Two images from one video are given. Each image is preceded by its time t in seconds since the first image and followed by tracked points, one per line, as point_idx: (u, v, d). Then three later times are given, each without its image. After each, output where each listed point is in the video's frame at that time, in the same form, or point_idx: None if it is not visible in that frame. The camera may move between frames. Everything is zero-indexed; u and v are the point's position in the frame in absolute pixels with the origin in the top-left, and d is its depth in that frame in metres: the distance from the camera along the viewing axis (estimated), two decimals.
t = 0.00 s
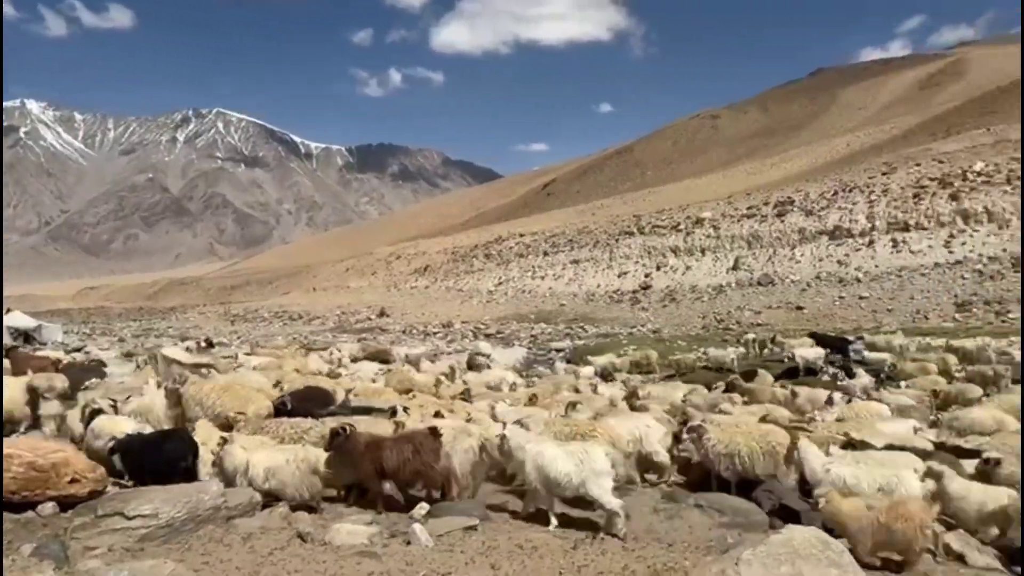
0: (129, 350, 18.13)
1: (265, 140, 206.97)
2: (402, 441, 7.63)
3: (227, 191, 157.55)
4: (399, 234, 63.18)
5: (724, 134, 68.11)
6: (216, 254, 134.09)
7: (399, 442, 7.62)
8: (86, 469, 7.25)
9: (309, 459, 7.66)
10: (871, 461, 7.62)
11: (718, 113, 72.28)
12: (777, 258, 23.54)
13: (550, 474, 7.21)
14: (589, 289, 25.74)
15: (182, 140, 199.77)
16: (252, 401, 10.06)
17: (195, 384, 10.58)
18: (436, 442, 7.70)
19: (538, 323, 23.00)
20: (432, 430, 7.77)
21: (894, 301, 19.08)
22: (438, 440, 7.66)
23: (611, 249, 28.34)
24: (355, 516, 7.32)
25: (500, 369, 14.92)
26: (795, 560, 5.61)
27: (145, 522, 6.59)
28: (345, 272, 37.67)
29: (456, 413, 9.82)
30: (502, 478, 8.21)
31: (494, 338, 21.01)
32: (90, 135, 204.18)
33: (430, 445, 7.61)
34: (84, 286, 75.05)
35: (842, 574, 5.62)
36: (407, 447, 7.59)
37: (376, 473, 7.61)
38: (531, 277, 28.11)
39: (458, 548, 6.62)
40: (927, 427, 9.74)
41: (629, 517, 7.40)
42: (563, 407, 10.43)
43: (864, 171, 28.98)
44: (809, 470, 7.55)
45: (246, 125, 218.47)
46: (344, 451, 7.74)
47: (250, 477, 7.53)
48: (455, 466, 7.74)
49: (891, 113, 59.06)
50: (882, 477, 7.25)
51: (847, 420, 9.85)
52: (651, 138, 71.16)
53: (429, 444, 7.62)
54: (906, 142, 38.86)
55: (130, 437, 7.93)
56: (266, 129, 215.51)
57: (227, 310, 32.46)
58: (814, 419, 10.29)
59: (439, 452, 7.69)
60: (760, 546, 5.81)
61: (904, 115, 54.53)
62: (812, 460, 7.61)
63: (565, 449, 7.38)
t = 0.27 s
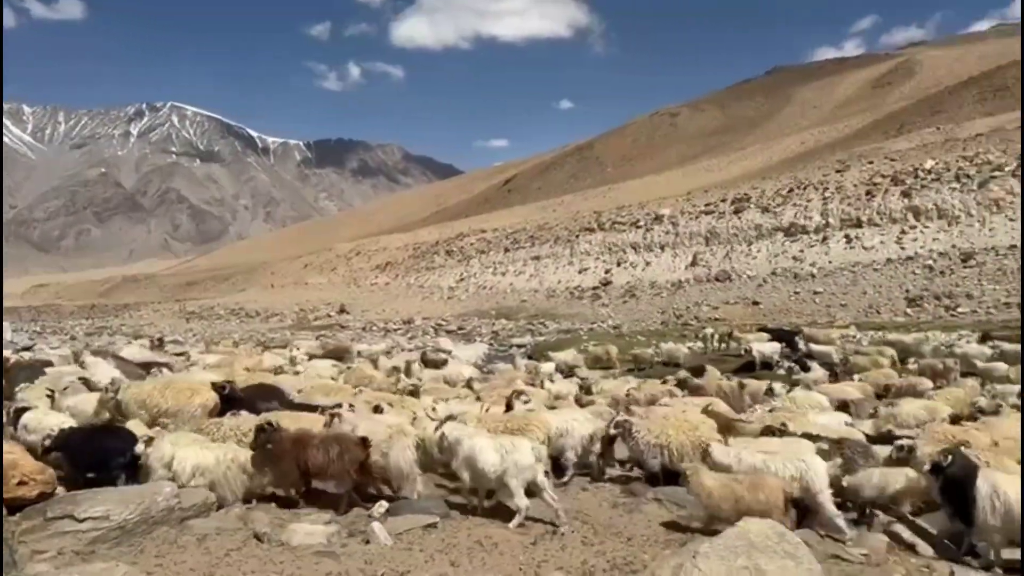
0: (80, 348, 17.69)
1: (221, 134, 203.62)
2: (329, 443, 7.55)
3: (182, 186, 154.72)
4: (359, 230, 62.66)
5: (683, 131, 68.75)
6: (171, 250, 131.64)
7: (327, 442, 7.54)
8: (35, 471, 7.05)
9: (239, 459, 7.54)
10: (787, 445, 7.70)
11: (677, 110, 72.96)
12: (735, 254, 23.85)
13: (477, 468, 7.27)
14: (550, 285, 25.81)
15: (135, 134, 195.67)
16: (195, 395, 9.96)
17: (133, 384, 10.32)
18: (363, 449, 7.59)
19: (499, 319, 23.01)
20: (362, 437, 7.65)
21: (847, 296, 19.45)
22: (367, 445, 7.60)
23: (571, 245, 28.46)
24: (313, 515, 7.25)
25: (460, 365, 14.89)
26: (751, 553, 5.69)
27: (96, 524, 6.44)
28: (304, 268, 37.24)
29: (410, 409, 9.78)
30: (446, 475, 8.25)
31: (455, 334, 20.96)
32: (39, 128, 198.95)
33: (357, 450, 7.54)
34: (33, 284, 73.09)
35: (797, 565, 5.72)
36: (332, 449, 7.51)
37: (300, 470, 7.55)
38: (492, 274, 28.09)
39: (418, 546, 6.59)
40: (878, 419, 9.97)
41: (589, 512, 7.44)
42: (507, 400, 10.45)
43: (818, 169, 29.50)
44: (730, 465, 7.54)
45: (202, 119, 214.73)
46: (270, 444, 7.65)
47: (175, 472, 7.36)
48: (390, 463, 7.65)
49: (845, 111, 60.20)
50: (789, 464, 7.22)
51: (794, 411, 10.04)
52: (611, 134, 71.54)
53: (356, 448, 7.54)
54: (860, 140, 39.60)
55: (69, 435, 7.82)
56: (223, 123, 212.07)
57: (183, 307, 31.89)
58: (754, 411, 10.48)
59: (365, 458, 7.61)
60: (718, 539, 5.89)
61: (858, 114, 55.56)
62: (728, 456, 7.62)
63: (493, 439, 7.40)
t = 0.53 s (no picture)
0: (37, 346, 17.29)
1: (183, 128, 200.35)
2: (267, 441, 7.46)
3: (143, 180, 152.00)
4: (324, 225, 62.10)
5: (648, 126, 69.16)
6: (131, 246, 129.31)
7: (264, 440, 7.45)
8: None
9: (182, 457, 7.51)
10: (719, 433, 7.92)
11: (643, 106, 73.36)
12: (699, 249, 24.06)
13: (418, 460, 7.46)
14: (516, 280, 25.82)
15: (93, 127, 191.72)
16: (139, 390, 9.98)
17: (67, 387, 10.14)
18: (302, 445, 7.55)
19: (466, 315, 22.96)
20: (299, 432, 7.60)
21: (809, 290, 19.74)
22: (305, 439, 7.54)
23: (537, 240, 28.49)
24: (277, 512, 7.18)
25: (426, 361, 14.84)
26: (714, 544, 5.75)
27: (53, 525, 6.32)
28: (268, 264, 36.80)
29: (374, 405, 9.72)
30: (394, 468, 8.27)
31: (421, 329, 20.88)
32: None
33: (295, 446, 7.48)
34: None
35: (759, 555, 5.79)
36: (272, 447, 7.43)
37: (237, 471, 7.43)
38: (458, 269, 28.02)
39: (383, 542, 6.57)
40: (836, 410, 10.14)
41: (555, 506, 7.46)
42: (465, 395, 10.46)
43: (780, 164, 29.86)
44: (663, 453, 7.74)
45: (162, 112, 211.06)
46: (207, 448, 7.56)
47: (114, 469, 7.30)
48: (339, 458, 7.67)
49: (807, 108, 61.02)
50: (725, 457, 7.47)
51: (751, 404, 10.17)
52: (577, 129, 71.71)
53: (294, 445, 7.48)
54: (822, 136, 40.18)
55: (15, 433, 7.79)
56: (184, 117, 208.66)
57: (144, 304, 31.32)
58: (710, 402, 10.60)
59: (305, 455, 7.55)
60: (682, 531, 5.94)
61: (819, 110, 56.34)
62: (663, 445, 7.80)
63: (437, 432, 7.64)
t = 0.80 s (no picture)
0: None
1: (149, 121, 197.28)
2: (221, 437, 7.22)
3: (108, 174, 149.49)
4: (294, 219, 61.57)
5: (619, 121, 69.39)
6: (96, 240, 127.18)
7: (217, 437, 7.20)
8: None
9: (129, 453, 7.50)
10: (662, 429, 8.12)
11: (614, 100, 73.57)
12: (670, 242, 24.20)
13: (377, 451, 7.52)
14: (488, 274, 25.80)
15: (56, 120, 188.09)
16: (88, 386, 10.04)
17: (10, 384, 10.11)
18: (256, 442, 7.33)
19: (438, 309, 22.91)
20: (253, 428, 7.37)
21: (777, 282, 19.95)
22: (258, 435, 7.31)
23: (509, 234, 28.49)
24: (247, 509, 7.12)
25: (398, 356, 14.78)
26: (685, 535, 5.80)
27: (15, 524, 6.20)
28: (237, 258, 36.40)
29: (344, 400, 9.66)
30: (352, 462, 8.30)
31: (392, 324, 20.79)
32: None
33: (249, 443, 7.25)
34: None
35: (729, 545, 5.85)
36: (225, 444, 7.20)
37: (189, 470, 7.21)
38: (430, 263, 27.93)
39: (354, 538, 6.53)
40: (803, 400, 10.29)
41: (525, 499, 7.47)
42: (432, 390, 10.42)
43: (750, 159, 30.12)
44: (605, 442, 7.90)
45: (127, 105, 207.62)
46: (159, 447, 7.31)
47: (65, 466, 7.24)
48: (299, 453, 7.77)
49: (776, 102, 61.59)
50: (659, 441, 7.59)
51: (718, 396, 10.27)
52: (549, 123, 71.74)
53: (248, 442, 7.25)
54: (789, 131, 40.61)
55: None
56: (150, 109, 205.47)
57: (110, 299, 30.84)
58: (675, 393, 10.67)
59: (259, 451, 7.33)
60: (653, 522, 5.98)
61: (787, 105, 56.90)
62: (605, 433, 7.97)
63: (393, 423, 7.67)
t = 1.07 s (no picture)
0: None
1: (109, 112, 193.47)
2: (166, 430, 7.32)
3: (67, 167, 146.42)
4: (259, 212, 60.82)
5: (587, 112, 69.51)
6: (56, 234, 124.61)
7: (163, 430, 7.29)
8: None
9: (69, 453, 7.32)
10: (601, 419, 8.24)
11: (581, 92, 73.66)
12: (637, 233, 24.32)
13: (325, 444, 7.54)
14: (457, 266, 25.72)
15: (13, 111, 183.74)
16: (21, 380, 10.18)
17: None
18: (202, 433, 7.50)
19: (406, 301, 22.82)
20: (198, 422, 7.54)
21: (743, 272, 20.15)
22: (204, 427, 7.48)
23: (478, 226, 28.43)
24: (213, 504, 7.04)
25: (366, 348, 14.71)
26: (654, 521, 5.86)
27: None
28: (201, 252, 35.86)
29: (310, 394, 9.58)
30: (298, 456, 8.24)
31: (360, 317, 20.67)
32: None
33: (197, 434, 7.43)
34: None
35: (698, 531, 5.90)
36: (172, 436, 7.30)
37: (135, 464, 7.17)
38: (398, 255, 27.79)
39: (323, 531, 6.48)
40: (768, 387, 10.40)
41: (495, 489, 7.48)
42: (398, 383, 10.37)
43: (715, 150, 30.34)
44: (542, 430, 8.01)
45: (87, 96, 203.42)
46: (102, 443, 7.28)
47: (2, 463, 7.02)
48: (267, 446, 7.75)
49: (741, 94, 62.12)
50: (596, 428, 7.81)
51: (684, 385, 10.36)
52: (516, 115, 71.64)
53: (195, 433, 7.42)
54: (754, 123, 40.98)
55: None
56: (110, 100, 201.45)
57: (71, 294, 30.23)
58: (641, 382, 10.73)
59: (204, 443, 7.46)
60: (623, 509, 6.03)
61: (753, 97, 57.39)
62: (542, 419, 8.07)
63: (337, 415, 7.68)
